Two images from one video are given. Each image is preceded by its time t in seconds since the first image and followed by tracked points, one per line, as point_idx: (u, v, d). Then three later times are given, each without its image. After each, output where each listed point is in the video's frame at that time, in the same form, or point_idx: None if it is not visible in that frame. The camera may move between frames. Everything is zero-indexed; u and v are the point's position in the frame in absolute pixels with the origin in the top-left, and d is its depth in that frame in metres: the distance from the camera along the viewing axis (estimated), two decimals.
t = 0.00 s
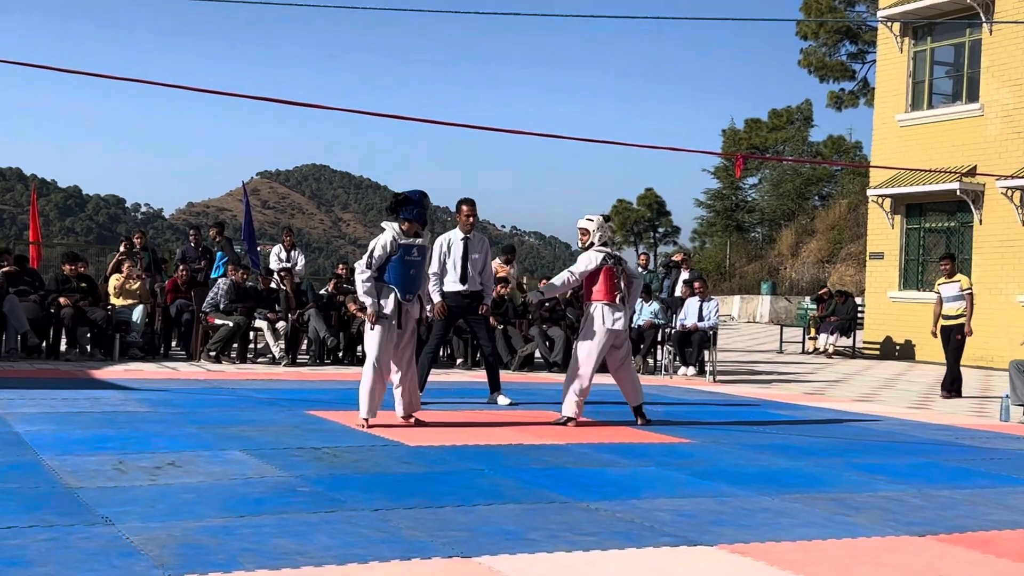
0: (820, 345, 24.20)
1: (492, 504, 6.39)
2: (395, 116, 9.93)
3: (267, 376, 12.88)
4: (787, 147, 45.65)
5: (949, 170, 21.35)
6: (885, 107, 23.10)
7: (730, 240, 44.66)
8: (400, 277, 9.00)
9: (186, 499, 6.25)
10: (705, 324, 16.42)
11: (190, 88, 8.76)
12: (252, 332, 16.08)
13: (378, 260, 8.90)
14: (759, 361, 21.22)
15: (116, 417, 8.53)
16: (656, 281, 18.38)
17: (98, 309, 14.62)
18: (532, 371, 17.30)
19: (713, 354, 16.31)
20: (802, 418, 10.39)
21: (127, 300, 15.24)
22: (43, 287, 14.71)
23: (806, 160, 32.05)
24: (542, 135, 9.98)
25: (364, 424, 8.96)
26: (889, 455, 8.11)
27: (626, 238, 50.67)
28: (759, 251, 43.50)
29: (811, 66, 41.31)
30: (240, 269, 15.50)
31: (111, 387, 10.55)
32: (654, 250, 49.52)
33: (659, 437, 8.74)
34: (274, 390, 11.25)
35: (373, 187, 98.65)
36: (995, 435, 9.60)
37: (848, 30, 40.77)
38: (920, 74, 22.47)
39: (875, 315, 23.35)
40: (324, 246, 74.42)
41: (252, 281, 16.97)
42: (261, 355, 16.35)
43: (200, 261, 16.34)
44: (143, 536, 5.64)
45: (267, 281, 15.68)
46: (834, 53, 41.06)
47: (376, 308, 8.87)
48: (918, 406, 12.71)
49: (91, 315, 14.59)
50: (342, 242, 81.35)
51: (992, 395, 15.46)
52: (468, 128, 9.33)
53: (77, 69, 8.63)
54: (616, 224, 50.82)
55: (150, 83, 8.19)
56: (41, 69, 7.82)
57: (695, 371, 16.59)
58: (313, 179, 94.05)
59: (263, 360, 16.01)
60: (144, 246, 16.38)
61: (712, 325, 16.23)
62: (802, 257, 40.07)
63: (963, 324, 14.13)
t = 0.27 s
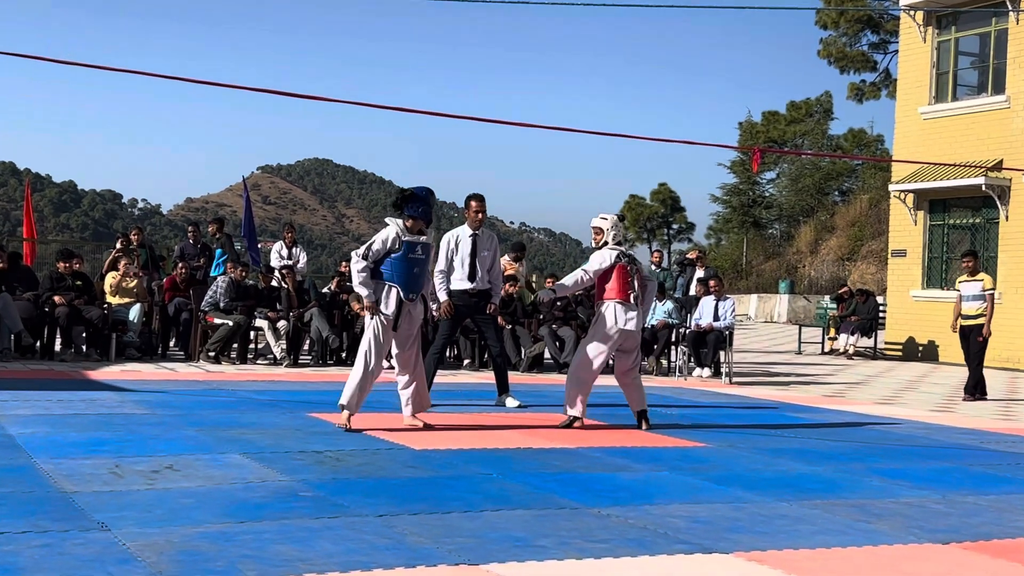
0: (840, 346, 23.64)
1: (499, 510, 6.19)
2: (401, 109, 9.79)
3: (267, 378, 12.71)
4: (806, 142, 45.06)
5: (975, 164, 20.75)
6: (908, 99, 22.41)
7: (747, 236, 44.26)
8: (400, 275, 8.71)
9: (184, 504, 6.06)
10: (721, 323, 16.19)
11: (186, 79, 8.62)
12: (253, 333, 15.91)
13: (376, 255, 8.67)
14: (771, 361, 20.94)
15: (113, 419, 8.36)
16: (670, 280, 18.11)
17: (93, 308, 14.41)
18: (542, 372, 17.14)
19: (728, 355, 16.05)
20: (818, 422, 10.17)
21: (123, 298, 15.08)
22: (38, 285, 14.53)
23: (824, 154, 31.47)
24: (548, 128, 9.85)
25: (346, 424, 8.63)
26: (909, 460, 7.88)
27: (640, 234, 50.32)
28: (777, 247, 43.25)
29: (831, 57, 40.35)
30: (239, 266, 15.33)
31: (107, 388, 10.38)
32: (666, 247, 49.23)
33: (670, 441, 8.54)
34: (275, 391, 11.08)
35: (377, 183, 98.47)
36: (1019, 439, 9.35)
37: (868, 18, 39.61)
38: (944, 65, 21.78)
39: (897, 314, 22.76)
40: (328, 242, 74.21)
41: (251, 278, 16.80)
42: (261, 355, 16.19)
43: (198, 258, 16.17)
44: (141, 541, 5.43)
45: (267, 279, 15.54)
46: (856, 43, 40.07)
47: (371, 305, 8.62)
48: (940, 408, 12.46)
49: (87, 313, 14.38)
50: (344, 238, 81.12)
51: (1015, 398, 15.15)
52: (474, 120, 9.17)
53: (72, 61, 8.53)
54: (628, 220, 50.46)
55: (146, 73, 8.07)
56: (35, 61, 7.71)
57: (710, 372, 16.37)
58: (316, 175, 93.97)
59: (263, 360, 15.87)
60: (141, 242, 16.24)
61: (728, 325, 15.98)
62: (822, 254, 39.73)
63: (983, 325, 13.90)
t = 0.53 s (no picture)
0: (863, 346, 23.20)
1: (509, 514, 6.01)
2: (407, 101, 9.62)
3: (269, 378, 12.54)
4: (825, 134, 44.87)
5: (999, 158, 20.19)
6: (931, 91, 21.88)
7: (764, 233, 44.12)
8: (392, 272, 8.49)
9: (185, 508, 5.89)
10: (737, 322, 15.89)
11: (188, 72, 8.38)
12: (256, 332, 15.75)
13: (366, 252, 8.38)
14: (783, 361, 20.70)
15: (113, 420, 8.20)
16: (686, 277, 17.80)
17: (91, 306, 14.23)
18: (552, 371, 16.92)
19: (744, 355, 15.83)
20: (835, 424, 9.98)
21: (122, 296, 14.92)
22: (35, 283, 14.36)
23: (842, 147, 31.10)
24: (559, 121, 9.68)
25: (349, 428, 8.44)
26: (929, 464, 7.68)
27: (654, 230, 50.29)
28: (795, 244, 43.12)
29: (852, 46, 39.95)
30: (241, 264, 15.15)
31: (106, 389, 10.22)
32: (682, 244, 48.99)
33: (683, 444, 8.36)
34: (279, 392, 10.92)
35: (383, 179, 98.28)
36: None
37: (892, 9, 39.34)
38: (968, 55, 21.25)
39: (921, 312, 22.13)
40: (333, 239, 73.98)
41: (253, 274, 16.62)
42: (263, 355, 16.01)
43: (200, 255, 15.97)
44: (140, 545, 5.25)
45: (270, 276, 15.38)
46: (878, 33, 39.76)
47: (365, 304, 8.37)
48: (962, 409, 12.26)
49: (85, 312, 14.21)
50: (350, 234, 80.91)
51: None
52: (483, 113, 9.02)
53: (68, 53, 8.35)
54: (641, 216, 50.41)
55: (143, 65, 7.87)
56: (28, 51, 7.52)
57: (726, 373, 16.19)
58: (321, 172, 93.80)
59: (266, 359, 15.70)
60: (141, 239, 16.05)
61: (745, 325, 15.71)
62: (841, 251, 39.54)
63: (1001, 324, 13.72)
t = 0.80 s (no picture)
0: (880, 345, 23.04)
1: (519, 516, 5.90)
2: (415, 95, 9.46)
3: (276, 377, 12.45)
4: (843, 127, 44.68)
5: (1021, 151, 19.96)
6: (951, 84, 21.66)
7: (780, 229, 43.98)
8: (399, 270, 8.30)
9: (190, 509, 5.79)
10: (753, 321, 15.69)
11: (195, 65, 8.21)
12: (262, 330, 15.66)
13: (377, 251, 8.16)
14: (797, 360, 20.55)
15: (116, 420, 8.11)
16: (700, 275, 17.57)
17: (94, 303, 14.17)
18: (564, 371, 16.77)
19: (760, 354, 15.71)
20: (849, 424, 9.84)
21: (126, 294, 14.78)
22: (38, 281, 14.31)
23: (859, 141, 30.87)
24: (572, 115, 9.50)
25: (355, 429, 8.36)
26: (947, 465, 7.54)
27: (668, 226, 50.13)
28: (812, 241, 42.93)
29: (870, 38, 39.42)
30: (246, 261, 15.04)
31: (110, 388, 10.13)
32: (696, 240, 48.80)
33: (695, 445, 8.24)
34: (287, 391, 10.84)
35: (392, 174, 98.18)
36: None
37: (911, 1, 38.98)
38: (990, 48, 21.06)
39: (939, 310, 21.91)
40: (341, 235, 73.91)
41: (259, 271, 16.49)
42: (270, 354, 15.92)
43: (204, 252, 15.87)
44: (144, 547, 5.15)
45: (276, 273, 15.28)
46: (896, 25, 39.25)
47: (374, 305, 8.25)
48: (983, 409, 12.10)
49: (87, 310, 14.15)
50: (358, 230, 80.83)
51: None
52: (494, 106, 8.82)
53: (74, 48, 8.24)
54: (654, 212, 50.20)
55: (145, 58, 7.70)
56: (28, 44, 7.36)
57: (742, 372, 16.09)
58: (330, 167, 93.73)
59: (272, 358, 15.60)
60: (145, 236, 15.97)
61: (760, 323, 15.54)
62: (860, 247, 39.33)
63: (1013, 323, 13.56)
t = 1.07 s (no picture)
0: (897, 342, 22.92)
1: (530, 516, 5.83)
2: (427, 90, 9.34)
3: (284, 375, 12.39)
4: (860, 121, 44.59)
5: None
6: (970, 78, 21.48)
7: (796, 225, 43.88)
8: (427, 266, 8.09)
9: (197, 509, 5.73)
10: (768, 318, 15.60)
11: (206, 61, 7.84)
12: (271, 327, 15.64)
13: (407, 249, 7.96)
14: (811, 358, 20.44)
15: (123, 418, 8.06)
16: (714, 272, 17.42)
17: (101, 300, 14.13)
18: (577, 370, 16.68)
19: (775, 352, 15.60)
20: (864, 423, 9.74)
21: (133, 290, 14.68)
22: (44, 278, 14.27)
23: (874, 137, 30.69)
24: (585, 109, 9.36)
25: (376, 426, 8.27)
26: (965, 465, 7.44)
27: (681, 222, 50.05)
28: (829, 238, 42.81)
29: (887, 32, 38.79)
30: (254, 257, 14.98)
31: (118, 386, 10.09)
32: (708, 236, 48.70)
33: (708, 444, 8.16)
34: (295, 389, 10.78)
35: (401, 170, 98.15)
36: None
37: None
38: (1009, 41, 20.92)
39: (958, 307, 21.71)
40: (350, 232, 73.91)
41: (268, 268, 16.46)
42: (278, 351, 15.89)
43: (212, 248, 15.82)
44: (151, 547, 5.08)
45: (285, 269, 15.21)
46: (913, 18, 38.67)
47: (403, 302, 8.05)
48: (1002, 408, 11.96)
49: (94, 307, 14.12)
50: (367, 226, 80.82)
51: None
52: (507, 100, 8.68)
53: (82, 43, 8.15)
54: (668, 208, 50.13)
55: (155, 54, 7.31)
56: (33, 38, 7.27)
57: (756, 370, 15.98)
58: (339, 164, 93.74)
59: (281, 356, 15.57)
60: (152, 232, 15.93)
61: (775, 321, 15.45)
62: (877, 244, 39.15)
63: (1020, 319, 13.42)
